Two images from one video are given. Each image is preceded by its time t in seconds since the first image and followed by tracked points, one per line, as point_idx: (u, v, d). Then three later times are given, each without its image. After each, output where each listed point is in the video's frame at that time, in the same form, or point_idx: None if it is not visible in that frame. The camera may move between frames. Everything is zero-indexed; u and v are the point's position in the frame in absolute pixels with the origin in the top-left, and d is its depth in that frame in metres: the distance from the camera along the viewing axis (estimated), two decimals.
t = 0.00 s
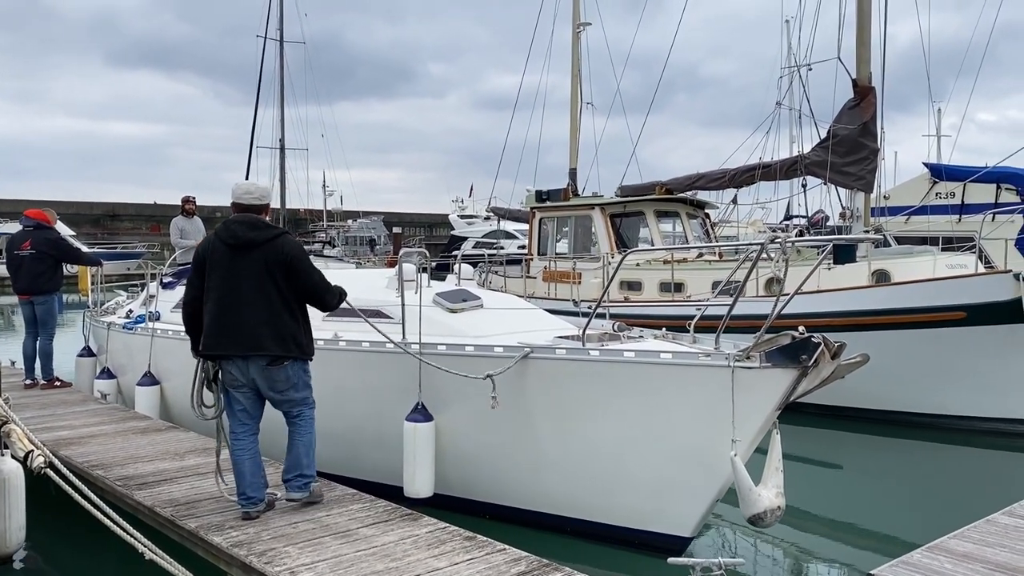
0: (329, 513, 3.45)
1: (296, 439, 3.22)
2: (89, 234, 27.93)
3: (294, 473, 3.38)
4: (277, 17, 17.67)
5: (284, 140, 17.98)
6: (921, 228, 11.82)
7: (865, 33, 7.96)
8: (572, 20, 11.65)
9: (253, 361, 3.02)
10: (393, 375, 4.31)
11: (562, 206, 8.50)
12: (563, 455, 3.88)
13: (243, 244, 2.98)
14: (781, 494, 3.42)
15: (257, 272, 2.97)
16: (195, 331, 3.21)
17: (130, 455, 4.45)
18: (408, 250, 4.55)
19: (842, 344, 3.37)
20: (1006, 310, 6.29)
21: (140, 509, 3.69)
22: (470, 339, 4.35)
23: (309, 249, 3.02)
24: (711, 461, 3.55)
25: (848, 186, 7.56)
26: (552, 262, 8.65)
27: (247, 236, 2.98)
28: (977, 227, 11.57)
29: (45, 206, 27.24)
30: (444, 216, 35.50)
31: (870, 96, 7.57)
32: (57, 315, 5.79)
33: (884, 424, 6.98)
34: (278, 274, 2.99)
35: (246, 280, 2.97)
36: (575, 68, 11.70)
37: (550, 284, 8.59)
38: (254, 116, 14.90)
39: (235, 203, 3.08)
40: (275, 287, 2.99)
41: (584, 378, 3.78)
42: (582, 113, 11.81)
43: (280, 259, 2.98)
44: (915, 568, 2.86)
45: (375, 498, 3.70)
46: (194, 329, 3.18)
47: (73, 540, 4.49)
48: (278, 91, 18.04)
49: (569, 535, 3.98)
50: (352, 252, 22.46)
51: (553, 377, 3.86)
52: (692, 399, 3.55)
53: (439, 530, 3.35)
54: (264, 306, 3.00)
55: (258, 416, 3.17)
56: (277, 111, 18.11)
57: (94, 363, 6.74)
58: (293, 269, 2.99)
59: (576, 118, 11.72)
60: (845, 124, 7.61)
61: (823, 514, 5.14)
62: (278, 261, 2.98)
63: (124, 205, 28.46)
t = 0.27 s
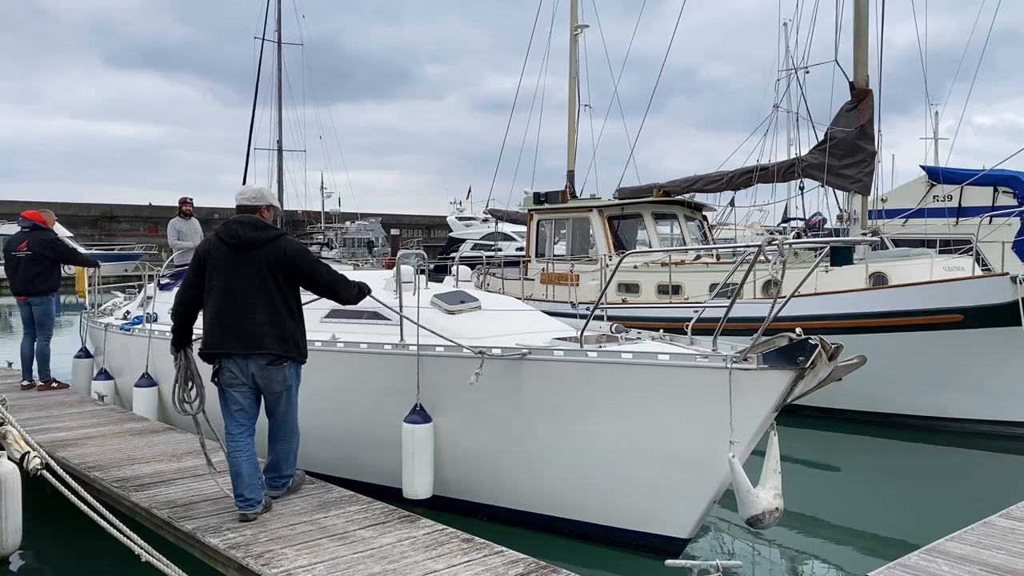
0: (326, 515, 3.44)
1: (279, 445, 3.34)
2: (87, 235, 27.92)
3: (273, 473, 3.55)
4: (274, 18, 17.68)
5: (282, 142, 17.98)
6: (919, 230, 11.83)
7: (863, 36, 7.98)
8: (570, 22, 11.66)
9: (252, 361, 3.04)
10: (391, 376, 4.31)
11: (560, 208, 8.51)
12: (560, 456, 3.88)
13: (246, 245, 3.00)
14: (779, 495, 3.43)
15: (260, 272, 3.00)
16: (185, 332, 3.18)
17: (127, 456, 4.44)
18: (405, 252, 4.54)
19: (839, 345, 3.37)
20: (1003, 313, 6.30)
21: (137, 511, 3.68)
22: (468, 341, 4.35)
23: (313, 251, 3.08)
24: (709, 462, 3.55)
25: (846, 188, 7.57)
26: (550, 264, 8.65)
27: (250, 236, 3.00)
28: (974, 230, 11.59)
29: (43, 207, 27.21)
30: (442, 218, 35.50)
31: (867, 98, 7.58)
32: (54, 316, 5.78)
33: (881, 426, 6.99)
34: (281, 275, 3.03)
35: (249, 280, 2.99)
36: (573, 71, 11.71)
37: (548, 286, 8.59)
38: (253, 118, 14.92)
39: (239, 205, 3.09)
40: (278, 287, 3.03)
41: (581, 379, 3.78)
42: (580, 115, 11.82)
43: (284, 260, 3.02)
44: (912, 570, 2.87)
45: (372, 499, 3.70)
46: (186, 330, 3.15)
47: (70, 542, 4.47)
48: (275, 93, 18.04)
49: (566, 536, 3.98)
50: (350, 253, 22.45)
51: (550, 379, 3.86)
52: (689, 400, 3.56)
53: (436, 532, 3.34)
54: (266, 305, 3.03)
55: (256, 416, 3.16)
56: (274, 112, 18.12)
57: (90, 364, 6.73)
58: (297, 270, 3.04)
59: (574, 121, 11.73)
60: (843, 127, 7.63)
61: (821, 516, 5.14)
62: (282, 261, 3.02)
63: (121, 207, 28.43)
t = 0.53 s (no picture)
0: (324, 517, 3.44)
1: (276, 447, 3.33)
2: (86, 237, 27.90)
3: (271, 475, 3.54)
4: (273, 20, 17.71)
5: (281, 144, 18.00)
6: (918, 234, 11.84)
7: (861, 39, 8.00)
8: (569, 25, 11.69)
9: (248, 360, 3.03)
10: (390, 378, 4.31)
11: (559, 210, 8.52)
12: (559, 458, 3.88)
13: (254, 245, 3.03)
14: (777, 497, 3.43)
15: (264, 273, 3.02)
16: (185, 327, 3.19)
17: (125, 458, 4.44)
18: (404, 254, 4.54)
19: (837, 347, 3.38)
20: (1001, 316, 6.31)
21: (135, 513, 3.68)
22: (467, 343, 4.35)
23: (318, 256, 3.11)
24: (707, 464, 3.56)
25: (844, 191, 7.58)
26: (549, 266, 8.66)
27: (258, 237, 3.04)
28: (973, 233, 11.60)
29: (43, 209, 27.22)
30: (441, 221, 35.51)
31: (865, 101, 7.60)
32: (53, 318, 5.78)
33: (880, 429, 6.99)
34: (284, 277, 3.05)
35: (253, 279, 3.02)
36: (573, 74, 11.73)
37: (547, 288, 8.60)
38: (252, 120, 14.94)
39: (251, 207, 3.12)
40: (281, 289, 3.05)
41: (579, 381, 3.78)
42: (579, 118, 11.84)
43: (289, 262, 3.04)
44: (910, 573, 2.87)
45: (371, 501, 3.70)
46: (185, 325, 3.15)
47: (68, 544, 4.47)
48: (274, 95, 18.07)
49: (565, 538, 3.98)
50: (348, 255, 22.46)
51: (549, 380, 3.86)
52: (688, 402, 3.56)
53: (435, 534, 3.34)
54: (268, 306, 3.04)
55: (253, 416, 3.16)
56: (273, 115, 18.15)
57: (89, 365, 6.73)
58: (301, 274, 3.06)
59: (573, 123, 11.74)
60: (841, 130, 7.64)
61: (819, 519, 5.14)
62: (286, 264, 3.04)
63: (120, 209, 28.43)
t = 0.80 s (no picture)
0: (325, 519, 3.44)
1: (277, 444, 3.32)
2: (87, 238, 27.92)
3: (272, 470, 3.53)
4: (274, 22, 17.74)
5: (282, 146, 18.02)
6: (918, 237, 11.84)
7: (862, 42, 8.01)
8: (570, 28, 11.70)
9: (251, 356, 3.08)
10: (391, 379, 4.31)
11: (560, 213, 8.52)
12: (559, 459, 3.88)
13: (264, 246, 3.06)
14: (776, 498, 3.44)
15: (271, 274, 3.06)
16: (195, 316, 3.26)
17: (126, 460, 4.44)
18: (404, 256, 4.54)
19: (837, 349, 3.39)
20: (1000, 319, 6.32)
21: (136, 515, 3.68)
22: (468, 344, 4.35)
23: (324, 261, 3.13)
24: (706, 466, 3.56)
25: (845, 194, 7.59)
26: (550, 268, 8.66)
27: (268, 238, 3.07)
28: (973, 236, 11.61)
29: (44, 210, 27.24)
30: (442, 223, 35.52)
31: (866, 104, 7.60)
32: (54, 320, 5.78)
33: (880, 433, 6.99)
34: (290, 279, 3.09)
35: (260, 279, 3.06)
36: (574, 76, 11.75)
37: (548, 291, 8.60)
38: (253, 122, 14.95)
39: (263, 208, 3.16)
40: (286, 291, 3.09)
41: (579, 383, 3.79)
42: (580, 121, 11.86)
43: (296, 265, 3.08)
44: None
45: (372, 503, 3.70)
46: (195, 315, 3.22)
47: (68, 546, 4.47)
48: (276, 97, 18.10)
49: (565, 539, 3.98)
50: (349, 257, 22.47)
51: (550, 382, 3.87)
52: (688, 403, 3.56)
53: (436, 536, 3.34)
54: (273, 306, 3.08)
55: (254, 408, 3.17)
56: (275, 117, 18.18)
57: (89, 367, 6.73)
58: (306, 278, 3.09)
59: (574, 126, 11.75)
60: (842, 133, 7.65)
61: (820, 522, 5.14)
62: (294, 267, 3.07)
63: (122, 210, 28.45)
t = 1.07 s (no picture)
0: (350, 528, 3.45)
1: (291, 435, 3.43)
2: (115, 248, 28.36)
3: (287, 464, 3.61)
4: (300, 36, 17.98)
5: (307, 158, 18.21)
6: (947, 249, 11.67)
7: (889, 53, 7.94)
8: (594, 40, 11.73)
9: (251, 363, 3.38)
10: (413, 388, 4.33)
11: (583, 224, 8.52)
12: (580, 470, 3.86)
13: (247, 261, 3.35)
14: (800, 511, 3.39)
15: (259, 285, 3.34)
16: (203, 331, 3.57)
17: (154, 468, 4.50)
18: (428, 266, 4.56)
19: (859, 361, 3.32)
20: None
21: (164, 522, 3.72)
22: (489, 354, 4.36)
23: (309, 269, 3.38)
24: (727, 477, 3.52)
25: (871, 207, 7.51)
26: (572, 280, 8.65)
27: (250, 253, 3.36)
28: (1004, 249, 11.42)
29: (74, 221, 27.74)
30: (463, 234, 35.64)
31: (893, 116, 7.53)
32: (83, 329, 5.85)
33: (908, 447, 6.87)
34: (279, 289, 3.35)
35: (250, 292, 3.34)
36: (597, 88, 11.76)
37: (570, 302, 8.59)
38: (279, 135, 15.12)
39: (243, 225, 3.45)
40: (277, 299, 3.36)
41: (599, 394, 3.78)
42: (604, 133, 11.86)
43: (282, 276, 3.35)
44: None
45: (396, 513, 3.71)
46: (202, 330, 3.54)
47: (96, 552, 4.52)
48: (301, 110, 18.32)
49: (586, 551, 3.95)
50: (372, 269, 22.60)
51: (570, 392, 3.85)
52: (709, 414, 3.53)
53: (460, 547, 3.34)
54: (265, 315, 3.36)
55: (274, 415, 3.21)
56: (300, 129, 18.41)
57: (117, 375, 6.83)
58: (294, 286, 3.36)
59: (597, 138, 11.75)
60: (869, 144, 7.58)
61: (847, 538, 5.06)
62: (280, 277, 3.35)
63: (149, 221, 28.89)
